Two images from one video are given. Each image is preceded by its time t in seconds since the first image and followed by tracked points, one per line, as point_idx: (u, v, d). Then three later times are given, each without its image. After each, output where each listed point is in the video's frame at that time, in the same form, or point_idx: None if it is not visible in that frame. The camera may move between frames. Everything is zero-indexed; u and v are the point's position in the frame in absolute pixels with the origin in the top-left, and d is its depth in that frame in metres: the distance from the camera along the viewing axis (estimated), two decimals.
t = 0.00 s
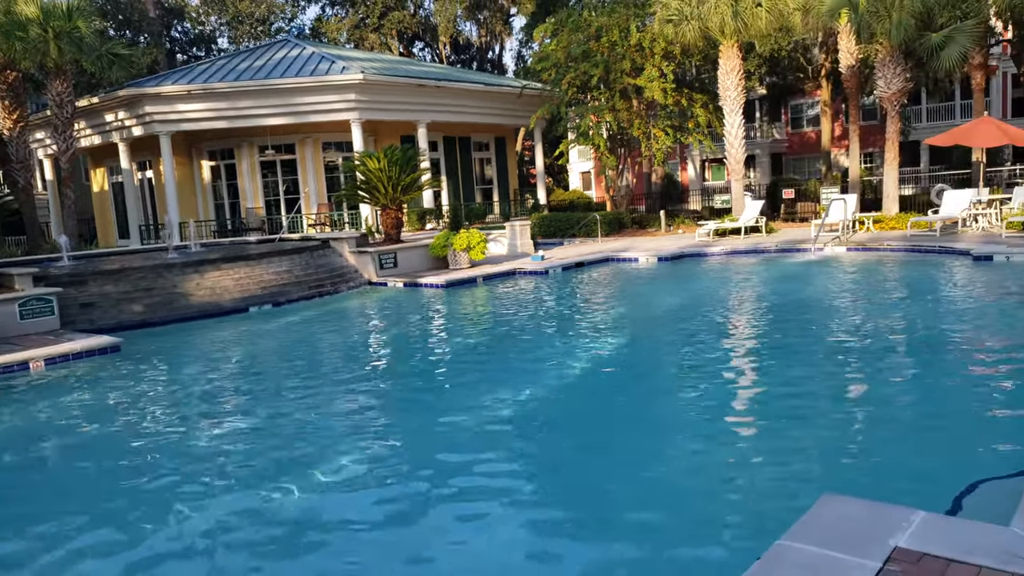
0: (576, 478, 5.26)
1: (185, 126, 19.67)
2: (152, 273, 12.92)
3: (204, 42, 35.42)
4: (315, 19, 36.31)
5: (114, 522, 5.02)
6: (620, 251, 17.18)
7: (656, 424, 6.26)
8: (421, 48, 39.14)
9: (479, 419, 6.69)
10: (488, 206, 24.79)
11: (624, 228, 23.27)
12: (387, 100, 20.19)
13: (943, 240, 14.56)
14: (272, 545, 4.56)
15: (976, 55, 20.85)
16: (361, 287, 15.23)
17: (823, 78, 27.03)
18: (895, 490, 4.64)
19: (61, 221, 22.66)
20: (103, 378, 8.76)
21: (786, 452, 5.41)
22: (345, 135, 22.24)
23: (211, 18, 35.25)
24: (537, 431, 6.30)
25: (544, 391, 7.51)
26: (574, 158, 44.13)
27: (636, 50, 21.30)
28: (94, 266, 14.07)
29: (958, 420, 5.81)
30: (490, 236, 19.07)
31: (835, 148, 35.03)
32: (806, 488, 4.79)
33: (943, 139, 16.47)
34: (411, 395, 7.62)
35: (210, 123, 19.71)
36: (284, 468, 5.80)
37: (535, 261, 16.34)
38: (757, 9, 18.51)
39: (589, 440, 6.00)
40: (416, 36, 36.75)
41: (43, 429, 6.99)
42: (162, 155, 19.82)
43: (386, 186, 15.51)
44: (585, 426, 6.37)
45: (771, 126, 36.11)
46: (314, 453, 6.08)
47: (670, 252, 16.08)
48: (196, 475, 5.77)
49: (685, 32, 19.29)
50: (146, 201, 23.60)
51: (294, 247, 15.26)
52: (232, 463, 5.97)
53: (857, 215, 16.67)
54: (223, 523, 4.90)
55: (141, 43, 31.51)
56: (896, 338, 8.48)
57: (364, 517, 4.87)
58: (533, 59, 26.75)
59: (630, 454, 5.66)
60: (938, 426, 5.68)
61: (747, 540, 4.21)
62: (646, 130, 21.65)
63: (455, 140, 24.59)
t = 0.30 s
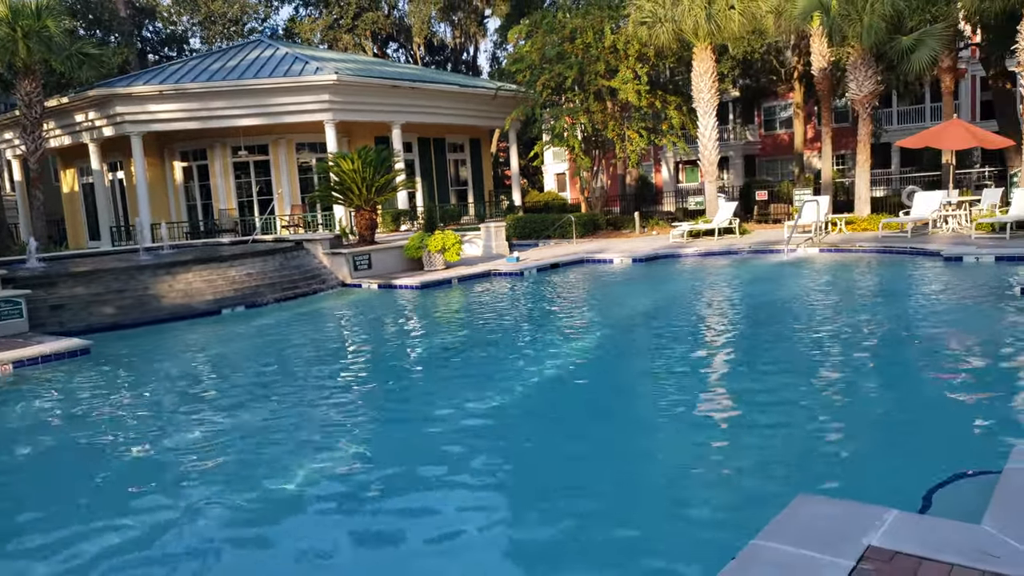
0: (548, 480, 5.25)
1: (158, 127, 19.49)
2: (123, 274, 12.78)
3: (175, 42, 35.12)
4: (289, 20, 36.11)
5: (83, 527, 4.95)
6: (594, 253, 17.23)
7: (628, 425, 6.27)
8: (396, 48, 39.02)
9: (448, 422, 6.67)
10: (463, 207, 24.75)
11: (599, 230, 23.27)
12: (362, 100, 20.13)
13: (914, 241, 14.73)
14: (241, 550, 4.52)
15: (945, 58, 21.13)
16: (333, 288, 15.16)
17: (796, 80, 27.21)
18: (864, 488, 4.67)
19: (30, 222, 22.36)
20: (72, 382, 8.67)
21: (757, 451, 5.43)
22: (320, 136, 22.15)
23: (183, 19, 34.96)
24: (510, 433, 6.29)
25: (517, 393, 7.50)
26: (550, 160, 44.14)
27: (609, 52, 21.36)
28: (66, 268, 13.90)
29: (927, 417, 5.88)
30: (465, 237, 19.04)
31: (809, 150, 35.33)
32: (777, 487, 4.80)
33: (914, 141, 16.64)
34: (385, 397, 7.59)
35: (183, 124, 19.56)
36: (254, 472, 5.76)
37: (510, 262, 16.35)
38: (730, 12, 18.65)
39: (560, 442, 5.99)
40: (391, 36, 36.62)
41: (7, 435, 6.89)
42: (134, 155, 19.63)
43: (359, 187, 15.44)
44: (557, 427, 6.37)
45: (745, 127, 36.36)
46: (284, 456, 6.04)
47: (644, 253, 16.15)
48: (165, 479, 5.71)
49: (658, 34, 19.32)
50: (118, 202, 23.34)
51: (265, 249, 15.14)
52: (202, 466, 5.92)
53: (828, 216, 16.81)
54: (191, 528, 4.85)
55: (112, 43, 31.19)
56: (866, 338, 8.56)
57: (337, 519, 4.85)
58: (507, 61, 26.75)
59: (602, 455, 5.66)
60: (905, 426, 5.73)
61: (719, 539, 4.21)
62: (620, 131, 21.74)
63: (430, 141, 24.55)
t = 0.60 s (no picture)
0: (535, 480, 5.22)
1: (144, 127, 19.34)
2: (108, 274, 12.65)
3: (162, 42, 34.90)
4: (276, 20, 35.93)
5: (67, 528, 4.87)
6: (581, 255, 17.22)
7: (616, 426, 6.24)
8: (383, 50, 38.93)
9: (436, 423, 6.62)
10: (450, 209, 24.70)
11: (586, 231, 23.26)
12: (350, 102, 20.06)
13: (899, 244, 14.80)
14: (226, 551, 4.45)
15: (931, 63, 21.27)
16: (321, 289, 15.07)
17: (782, 83, 27.33)
18: (853, 488, 4.66)
19: (15, 222, 22.11)
20: (56, 382, 8.56)
21: (745, 452, 5.41)
22: (308, 137, 22.05)
23: (170, 19, 34.75)
24: (497, 433, 6.25)
25: (504, 393, 7.46)
26: (538, 162, 44.15)
27: (597, 55, 21.39)
28: (51, 267, 13.74)
29: (913, 419, 5.88)
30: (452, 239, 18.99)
31: (795, 153, 35.51)
32: (765, 488, 4.78)
33: (900, 144, 16.73)
34: (372, 398, 7.52)
35: (170, 124, 19.41)
36: (240, 472, 5.69)
37: (497, 264, 16.31)
38: (717, 15, 18.74)
39: (549, 443, 5.95)
40: (379, 38, 36.54)
41: None
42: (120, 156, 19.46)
43: (346, 189, 15.36)
44: (545, 428, 6.34)
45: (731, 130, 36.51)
46: (271, 456, 5.97)
47: (631, 255, 16.15)
48: (150, 479, 5.63)
49: (645, 37, 19.36)
50: (104, 203, 23.13)
51: (252, 250, 15.03)
52: (188, 467, 5.85)
53: (814, 219, 16.87)
54: (177, 529, 4.78)
55: (98, 42, 30.95)
56: (852, 341, 8.58)
57: (322, 520, 4.78)
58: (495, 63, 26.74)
59: (590, 455, 5.63)
60: (892, 428, 5.72)
61: (705, 540, 4.19)
62: (607, 133, 21.77)
63: (417, 143, 24.48)
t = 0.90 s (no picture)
0: (531, 481, 5.20)
1: (142, 127, 19.28)
2: (104, 273, 12.59)
3: (159, 42, 34.86)
4: (273, 21, 35.90)
5: (64, 525, 4.84)
6: (577, 256, 17.20)
7: (614, 428, 6.22)
8: (380, 51, 38.94)
9: (433, 423, 6.59)
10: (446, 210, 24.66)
11: (582, 233, 23.24)
12: (347, 102, 20.03)
13: (896, 248, 14.81)
14: (222, 550, 4.42)
15: (928, 67, 21.32)
16: (317, 290, 15.02)
17: (779, 86, 27.38)
18: (851, 491, 4.64)
19: (11, 221, 22.02)
20: (52, 380, 8.51)
21: (743, 455, 5.39)
22: (305, 137, 22.01)
23: (167, 19, 34.69)
24: (493, 434, 6.23)
25: (501, 395, 7.43)
26: (534, 164, 44.18)
27: (593, 57, 21.41)
28: (47, 266, 13.70)
29: (911, 423, 5.85)
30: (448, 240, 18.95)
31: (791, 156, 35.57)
32: (764, 491, 4.76)
33: (897, 148, 16.76)
34: (368, 398, 7.50)
35: (167, 124, 19.36)
36: (238, 471, 5.66)
37: (493, 265, 16.28)
38: (714, 17, 18.78)
39: (546, 444, 5.93)
40: (376, 39, 36.54)
41: None
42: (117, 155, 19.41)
43: (343, 189, 15.32)
44: (542, 429, 6.30)
45: (728, 133, 36.54)
46: (268, 456, 5.94)
47: (627, 258, 16.13)
48: (147, 478, 5.60)
49: (642, 39, 19.38)
50: (100, 202, 23.05)
51: (248, 250, 14.97)
52: (185, 465, 5.82)
53: (811, 222, 16.88)
54: (173, 527, 4.75)
55: (95, 41, 30.91)
56: (849, 345, 8.54)
57: (319, 520, 4.75)
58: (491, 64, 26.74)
59: (586, 458, 5.60)
60: (890, 431, 5.70)
61: (701, 541, 4.17)
62: (604, 135, 21.80)
63: (413, 144, 24.45)
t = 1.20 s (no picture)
0: (532, 483, 5.16)
1: (149, 124, 19.32)
2: (109, 270, 12.60)
3: (166, 40, 34.98)
4: (280, 20, 35.97)
5: (67, 519, 4.84)
6: (580, 259, 17.17)
7: (615, 431, 6.18)
8: (386, 51, 39.01)
9: (433, 424, 6.57)
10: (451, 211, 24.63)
11: (585, 236, 23.19)
12: (353, 102, 20.04)
13: (901, 254, 14.76)
14: (223, 546, 4.41)
15: (935, 73, 21.26)
16: (320, 289, 15.00)
17: (785, 91, 27.31)
18: (855, 497, 4.61)
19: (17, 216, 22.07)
20: (57, 375, 8.52)
21: (749, 460, 5.35)
22: (310, 136, 22.03)
23: (175, 18, 34.79)
24: (494, 435, 6.20)
25: (503, 396, 7.40)
26: (538, 165, 44.21)
27: (599, 59, 21.39)
28: (52, 262, 13.72)
29: (917, 430, 5.81)
30: (451, 240, 18.94)
31: (796, 161, 35.53)
32: (768, 495, 4.73)
33: (903, 154, 16.70)
34: (369, 397, 7.47)
35: (174, 121, 19.39)
36: (239, 467, 5.65)
37: (496, 266, 16.26)
38: (721, 21, 18.74)
39: (548, 446, 5.90)
40: (382, 39, 36.62)
41: None
42: (124, 152, 19.43)
43: (347, 188, 15.32)
44: (543, 431, 6.27)
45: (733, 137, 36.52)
46: (269, 453, 5.93)
47: (630, 261, 16.09)
48: (150, 473, 5.60)
49: (648, 42, 19.36)
50: (106, 198, 23.09)
51: (252, 248, 14.95)
52: (187, 461, 5.81)
53: (815, 227, 16.82)
54: (174, 523, 4.73)
55: (103, 39, 31.02)
56: (854, 351, 8.48)
57: (320, 518, 4.73)
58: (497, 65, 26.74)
59: (588, 459, 5.59)
60: (894, 438, 5.67)
61: (702, 545, 4.15)
62: (608, 138, 21.75)
63: (418, 144, 24.45)
